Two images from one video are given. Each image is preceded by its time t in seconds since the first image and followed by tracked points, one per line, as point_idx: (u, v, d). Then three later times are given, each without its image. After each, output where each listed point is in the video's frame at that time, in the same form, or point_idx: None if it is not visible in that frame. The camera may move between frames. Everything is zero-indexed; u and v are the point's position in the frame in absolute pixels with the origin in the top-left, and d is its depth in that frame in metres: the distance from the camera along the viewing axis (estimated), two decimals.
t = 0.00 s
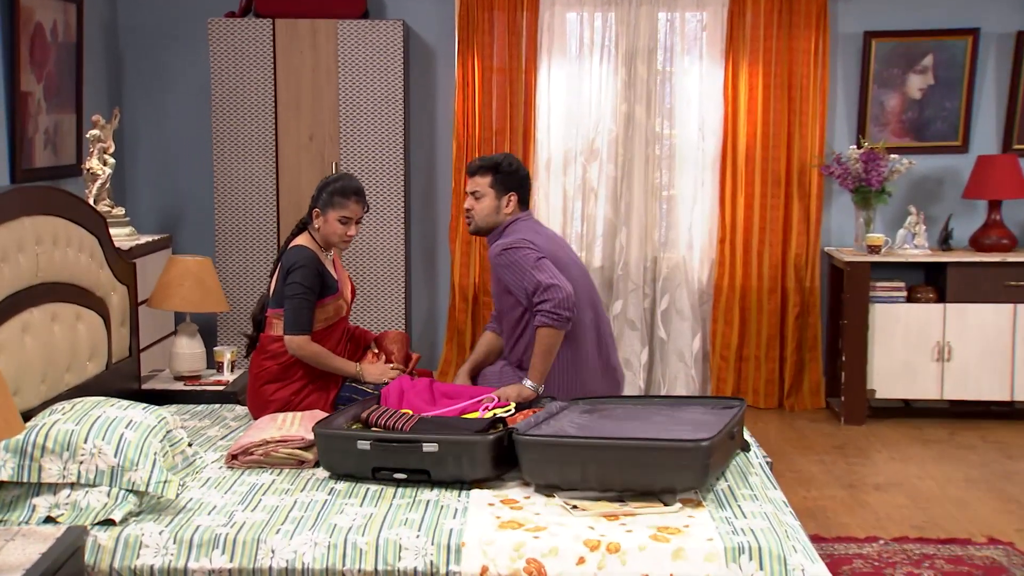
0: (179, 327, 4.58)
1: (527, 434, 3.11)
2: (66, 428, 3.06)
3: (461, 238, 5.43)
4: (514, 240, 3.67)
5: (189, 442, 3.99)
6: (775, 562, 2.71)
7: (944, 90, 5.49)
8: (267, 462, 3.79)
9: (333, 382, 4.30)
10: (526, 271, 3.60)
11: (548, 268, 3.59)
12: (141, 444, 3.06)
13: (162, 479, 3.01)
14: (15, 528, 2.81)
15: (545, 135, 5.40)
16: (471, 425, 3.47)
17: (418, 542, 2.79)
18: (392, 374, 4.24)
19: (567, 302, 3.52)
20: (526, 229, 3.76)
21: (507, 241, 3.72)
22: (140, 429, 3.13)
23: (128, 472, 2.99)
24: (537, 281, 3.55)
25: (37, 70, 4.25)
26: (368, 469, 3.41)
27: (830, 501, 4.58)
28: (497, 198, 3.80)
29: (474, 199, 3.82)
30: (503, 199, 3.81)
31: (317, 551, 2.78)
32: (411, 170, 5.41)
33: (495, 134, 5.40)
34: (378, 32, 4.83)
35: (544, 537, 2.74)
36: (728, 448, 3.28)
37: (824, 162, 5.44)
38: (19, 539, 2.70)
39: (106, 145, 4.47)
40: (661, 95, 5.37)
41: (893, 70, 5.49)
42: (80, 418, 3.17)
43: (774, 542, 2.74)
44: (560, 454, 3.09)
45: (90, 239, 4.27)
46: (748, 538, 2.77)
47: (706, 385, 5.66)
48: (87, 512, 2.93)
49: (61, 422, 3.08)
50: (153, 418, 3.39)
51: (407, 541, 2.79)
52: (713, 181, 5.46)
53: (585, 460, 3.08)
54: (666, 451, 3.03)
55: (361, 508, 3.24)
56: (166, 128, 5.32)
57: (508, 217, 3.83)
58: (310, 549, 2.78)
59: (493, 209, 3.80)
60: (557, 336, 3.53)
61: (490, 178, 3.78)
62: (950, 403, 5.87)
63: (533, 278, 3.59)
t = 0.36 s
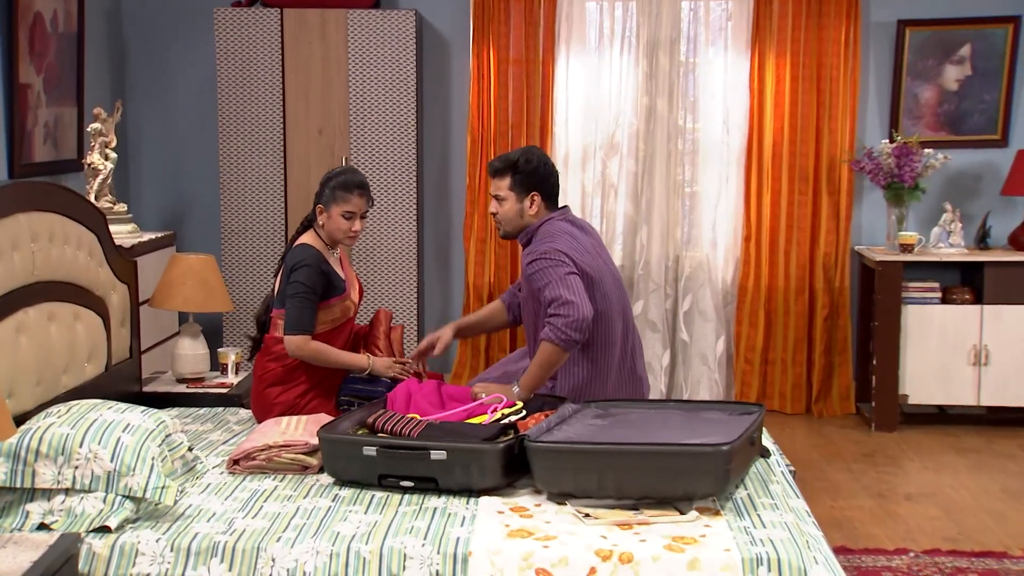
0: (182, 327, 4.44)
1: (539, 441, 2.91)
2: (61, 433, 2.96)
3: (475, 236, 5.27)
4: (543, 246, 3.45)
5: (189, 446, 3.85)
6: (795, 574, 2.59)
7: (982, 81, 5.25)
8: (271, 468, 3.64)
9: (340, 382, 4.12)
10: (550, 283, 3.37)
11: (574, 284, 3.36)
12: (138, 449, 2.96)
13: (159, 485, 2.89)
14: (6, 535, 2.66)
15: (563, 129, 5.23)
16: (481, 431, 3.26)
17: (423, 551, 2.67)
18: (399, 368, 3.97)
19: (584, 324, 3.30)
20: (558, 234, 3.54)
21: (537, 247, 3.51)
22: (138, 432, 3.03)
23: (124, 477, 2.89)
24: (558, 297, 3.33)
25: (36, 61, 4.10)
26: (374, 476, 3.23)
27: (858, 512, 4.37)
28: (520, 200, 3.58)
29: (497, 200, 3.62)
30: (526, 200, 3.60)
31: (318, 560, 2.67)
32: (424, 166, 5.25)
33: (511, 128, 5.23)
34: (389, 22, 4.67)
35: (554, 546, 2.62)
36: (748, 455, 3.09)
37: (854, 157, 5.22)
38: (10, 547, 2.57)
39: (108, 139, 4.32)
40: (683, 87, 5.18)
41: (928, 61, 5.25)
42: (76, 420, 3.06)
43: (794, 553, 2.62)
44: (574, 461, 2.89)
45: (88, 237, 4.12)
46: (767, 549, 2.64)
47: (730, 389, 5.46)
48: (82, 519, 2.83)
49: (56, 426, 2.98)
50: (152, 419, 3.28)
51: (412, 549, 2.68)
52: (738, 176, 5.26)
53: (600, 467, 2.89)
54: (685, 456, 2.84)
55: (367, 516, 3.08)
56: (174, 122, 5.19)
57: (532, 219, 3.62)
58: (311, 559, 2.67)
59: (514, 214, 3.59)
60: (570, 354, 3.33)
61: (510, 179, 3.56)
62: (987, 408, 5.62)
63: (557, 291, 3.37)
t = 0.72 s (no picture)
0: (184, 328, 4.31)
1: (549, 446, 2.75)
2: (54, 436, 2.81)
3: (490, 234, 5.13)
4: (537, 260, 3.44)
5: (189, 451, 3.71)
6: None
7: (1020, 72, 5.02)
8: (273, 474, 3.51)
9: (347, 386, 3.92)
10: (548, 304, 3.36)
11: (573, 303, 3.36)
12: (134, 454, 2.82)
13: (157, 491, 2.75)
14: None
15: (581, 123, 5.06)
16: (490, 436, 3.13)
17: (429, 561, 2.54)
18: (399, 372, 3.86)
19: (585, 344, 3.31)
20: (550, 238, 3.54)
21: (528, 255, 3.50)
22: (135, 437, 2.89)
23: (120, 483, 2.77)
24: (559, 319, 3.33)
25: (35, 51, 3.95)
26: (379, 482, 3.12)
27: (887, 523, 4.15)
28: (509, 198, 3.60)
29: (485, 197, 3.64)
30: (516, 198, 3.61)
31: (319, 570, 2.54)
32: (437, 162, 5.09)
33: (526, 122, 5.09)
34: (400, 11, 4.51)
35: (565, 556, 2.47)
36: (768, 463, 2.93)
37: (884, 152, 5.02)
38: None
39: (109, 133, 4.17)
40: (706, 80, 5.00)
41: (964, 51, 5.02)
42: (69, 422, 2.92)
43: (814, 564, 2.48)
44: (585, 467, 2.73)
45: (86, 234, 3.98)
46: (786, 560, 2.50)
47: (754, 392, 5.28)
48: (76, 526, 2.69)
49: (49, 429, 2.84)
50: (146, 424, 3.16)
51: (417, 559, 2.55)
52: (763, 172, 5.07)
53: (612, 473, 2.73)
54: (703, 463, 2.67)
55: (370, 524, 2.94)
56: (180, 116, 5.07)
57: (523, 218, 3.65)
58: (313, 568, 2.54)
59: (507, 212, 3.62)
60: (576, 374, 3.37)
61: (500, 176, 3.59)
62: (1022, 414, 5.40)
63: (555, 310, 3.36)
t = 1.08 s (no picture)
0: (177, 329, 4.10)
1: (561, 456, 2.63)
2: (36, 444, 2.91)
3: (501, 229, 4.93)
4: (557, 259, 3.25)
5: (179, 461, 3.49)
6: None
7: None
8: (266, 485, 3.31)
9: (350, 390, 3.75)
10: (568, 308, 3.20)
11: (595, 308, 3.18)
12: (119, 462, 2.88)
13: (141, 502, 2.79)
14: None
15: (599, 113, 4.81)
16: (498, 444, 2.97)
17: None
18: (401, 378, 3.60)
19: (606, 351, 3.14)
20: (571, 238, 3.34)
21: (549, 254, 3.30)
22: (121, 445, 2.97)
23: (105, 493, 2.81)
24: (579, 325, 3.16)
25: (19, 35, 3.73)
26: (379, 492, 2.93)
27: (925, 540, 3.85)
28: (528, 190, 3.44)
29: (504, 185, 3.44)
30: (536, 191, 3.44)
31: None
32: (444, 154, 4.90)
33: (541, 111, 4.85)
34: None
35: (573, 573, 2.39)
36: (793, 476, 2.77)
37: (922, 143, 4.74)
38: None
39: (98, 122, 3.94)
40: (733, 66, 4.75)
41: (1008, 35, 4.71)
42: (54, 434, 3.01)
43: None
44: (598, 478, 2.61)
45: (72, 229, 3.73)
46: None
47: (782, 399, 5.02)
48: (56, 538, 2.72)
49: (30, 439, 2.93)
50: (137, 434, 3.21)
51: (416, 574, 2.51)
52: (793, 165, 4.82)
53: (626, 484, 2.60)
54: (723, 475, 2.55)
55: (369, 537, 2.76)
56: (177, 107, 4.89)
57: (541, 213, 3.48)
58: None
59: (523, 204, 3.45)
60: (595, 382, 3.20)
61: (521, 165, 3.41)
62: None
63: (575, 312, 3.19)
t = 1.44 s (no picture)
0: (172, 330, 3.92)
1: (570, 462, 2.54)
2: (22, 450, 2.85)
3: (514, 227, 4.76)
4: (568, 261, 3.06)
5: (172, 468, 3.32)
6: None
7: None
8: (262, 494, 3.16)
9: (357, 398, 3.50)
10: (582, 314, 3.01)
11: (610, 314, 2.99)
12: (109, 469, 2.82)
13: (131, 510, 2.74)
14: None
15: (615, 104, 4.63)
16: (507, 451, 2.86)
17: None
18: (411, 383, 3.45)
19: (622, 360, 2.95)
20: (583, 237, 3.13)
21: (559, 256, 3.10)
22: (111, 451, 2.90)
23: (93, 501, 2.75)
24: (594, 331, 2.98)
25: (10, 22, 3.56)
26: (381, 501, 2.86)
27: (956, 553, 3.64)
28: (542, 184, 3.24)
29: (515, 179, 3.27)
30: (549, 185, 3.25)
31: None
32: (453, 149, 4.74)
33: (555, 103, 4.67)
34: None
35: None
36: (814, 486, 2.64)
37: (956, 136, 4.54)
38: None
39: (91, 114, 3.78)
40: (756, 56, 4.56)
41: None
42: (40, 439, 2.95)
43: None
44: (608, 487, 2.51)
45: (62, 226, 3.56)
46: None
47: (807, 405, 4.83)
48: (43, 548, 2.67)
49: (17, 444, 2.87)
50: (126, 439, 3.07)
51: None
52: (819, 159, 4.62)
53: (638, 493, 2.50)
54: (739, 484, 2.44)
55: (369, 548, 2.70)
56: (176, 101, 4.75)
57: (555, 209, 3.29)
58: None
59: (535, 201, 3.27)
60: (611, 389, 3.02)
61: (535, 159, 3.23)
62: None
63: (587, 319, 3.00)
